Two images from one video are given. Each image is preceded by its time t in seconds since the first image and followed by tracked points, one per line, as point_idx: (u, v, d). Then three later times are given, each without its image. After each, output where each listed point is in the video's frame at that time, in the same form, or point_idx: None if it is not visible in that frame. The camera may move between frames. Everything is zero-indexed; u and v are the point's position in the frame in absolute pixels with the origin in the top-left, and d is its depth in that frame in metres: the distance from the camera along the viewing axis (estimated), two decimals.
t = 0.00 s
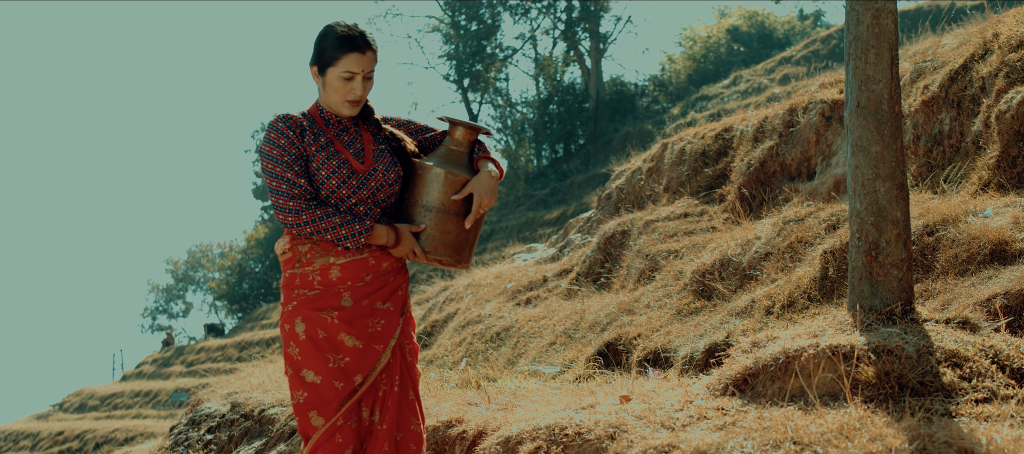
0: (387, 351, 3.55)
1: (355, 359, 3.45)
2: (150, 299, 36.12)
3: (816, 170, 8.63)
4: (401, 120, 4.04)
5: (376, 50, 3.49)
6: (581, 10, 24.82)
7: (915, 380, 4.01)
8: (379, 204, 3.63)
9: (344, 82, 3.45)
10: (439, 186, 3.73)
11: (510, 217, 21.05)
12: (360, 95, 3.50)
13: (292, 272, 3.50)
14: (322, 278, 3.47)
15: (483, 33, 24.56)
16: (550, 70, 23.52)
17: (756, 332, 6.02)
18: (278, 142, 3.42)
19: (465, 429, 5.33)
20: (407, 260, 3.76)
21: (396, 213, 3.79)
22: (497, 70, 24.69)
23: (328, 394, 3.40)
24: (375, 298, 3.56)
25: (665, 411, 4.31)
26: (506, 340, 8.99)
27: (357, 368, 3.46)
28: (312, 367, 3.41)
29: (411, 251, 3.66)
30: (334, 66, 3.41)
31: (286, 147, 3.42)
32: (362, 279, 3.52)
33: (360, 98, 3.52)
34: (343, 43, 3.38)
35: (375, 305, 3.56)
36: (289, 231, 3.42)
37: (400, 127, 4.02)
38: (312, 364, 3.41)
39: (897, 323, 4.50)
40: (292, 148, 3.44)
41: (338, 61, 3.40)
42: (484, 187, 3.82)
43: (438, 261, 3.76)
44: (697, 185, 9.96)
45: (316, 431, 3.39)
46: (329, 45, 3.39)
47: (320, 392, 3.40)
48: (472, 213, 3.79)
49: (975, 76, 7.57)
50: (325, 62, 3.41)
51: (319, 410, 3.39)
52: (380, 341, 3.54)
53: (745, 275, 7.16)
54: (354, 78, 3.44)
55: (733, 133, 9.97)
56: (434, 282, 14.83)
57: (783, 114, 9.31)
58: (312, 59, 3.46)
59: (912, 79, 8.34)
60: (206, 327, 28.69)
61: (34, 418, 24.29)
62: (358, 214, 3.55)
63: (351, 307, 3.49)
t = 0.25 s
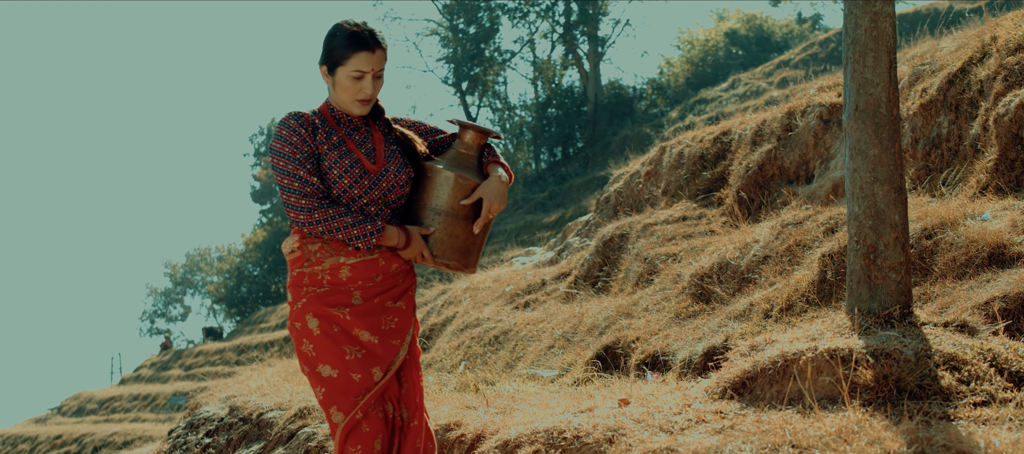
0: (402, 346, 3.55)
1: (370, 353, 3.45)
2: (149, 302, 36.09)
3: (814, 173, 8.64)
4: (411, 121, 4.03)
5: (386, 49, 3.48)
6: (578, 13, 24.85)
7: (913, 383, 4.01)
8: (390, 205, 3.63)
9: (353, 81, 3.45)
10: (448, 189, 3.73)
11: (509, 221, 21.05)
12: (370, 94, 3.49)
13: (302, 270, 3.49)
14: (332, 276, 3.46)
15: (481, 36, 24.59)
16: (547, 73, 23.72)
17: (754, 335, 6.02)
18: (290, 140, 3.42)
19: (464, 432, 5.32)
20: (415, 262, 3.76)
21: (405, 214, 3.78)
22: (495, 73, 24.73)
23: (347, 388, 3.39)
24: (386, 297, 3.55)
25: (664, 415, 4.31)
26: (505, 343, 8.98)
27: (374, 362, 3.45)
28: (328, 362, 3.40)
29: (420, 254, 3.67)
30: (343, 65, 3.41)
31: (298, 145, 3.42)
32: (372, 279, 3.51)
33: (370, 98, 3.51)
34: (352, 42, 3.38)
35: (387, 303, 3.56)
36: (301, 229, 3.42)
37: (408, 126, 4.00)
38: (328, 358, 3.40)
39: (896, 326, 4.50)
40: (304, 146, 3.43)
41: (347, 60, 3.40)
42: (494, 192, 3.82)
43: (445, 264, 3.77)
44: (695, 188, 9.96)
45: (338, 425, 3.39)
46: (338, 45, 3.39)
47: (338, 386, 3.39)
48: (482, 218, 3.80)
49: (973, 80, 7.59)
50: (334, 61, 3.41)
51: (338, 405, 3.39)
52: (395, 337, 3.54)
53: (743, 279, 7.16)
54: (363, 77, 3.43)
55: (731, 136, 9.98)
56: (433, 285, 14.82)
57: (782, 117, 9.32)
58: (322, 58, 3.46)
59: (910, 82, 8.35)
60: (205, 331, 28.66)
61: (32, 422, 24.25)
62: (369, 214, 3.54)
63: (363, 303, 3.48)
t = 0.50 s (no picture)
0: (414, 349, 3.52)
1: (381, 355, 3.41)
2: (147, 306, 36.04)
3: (813, 177, 8.65)
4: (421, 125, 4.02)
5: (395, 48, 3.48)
6: (577, 17, 24.90)
7: (912, 387, 4.01)
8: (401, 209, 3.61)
9: (364, 82, 3.44)
10: (457, 195, 3.69)
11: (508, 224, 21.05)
12: (381, 94, 3.48)
13: (311, 276, 3.49)
14: (341, 280, 3.45)
15: (479, 40, 24.60)
16: (546, 76, 23.85)
17: (752, 339, 6.02)
18: (303, 141, 3.41)
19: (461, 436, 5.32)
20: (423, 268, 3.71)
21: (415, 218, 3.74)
22: (494, 77, 24.75)
23: (359, 391, 3.35)
24: (396, 300, 3.53)
25: (662, 419, 4.31)
26: (503, 347, 8.98)
27: (386, 363, 3.41)
28: (339, 365, 3.37)
29: (429, 259, 3.62)
30: (353, 66, 3.41)
31: (311, 146, 3.41)
32: (382, 283, 3.50)
33: (380, 99, 3.50)
34: (361, 42, 3.37)
35: (397, 306, 3.53)
36: (312, 231, 3.40)
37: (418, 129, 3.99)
38: (339, 362, 3.37)
39: (894, 330, 4.51)
40: (317, 148, 3.43)
41: (357, 61, 3.39)
42: (504, 199, 3.78)
43: (453, 270, 3.70)
44: (693, 192, 9.97)
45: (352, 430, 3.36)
46: (347, 45, 3.38)
47: (350, 389, 3.36)
48: (492, 225, 3.74)
49: (971, 83, 7.59)
50: (344, 62, 3.41)
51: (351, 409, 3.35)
52: (406, 340, 3.50)
53: (741, 282, 7.17)
54: (374, 78, 3.43)
55: (730, 140, 9.98)
56: (431, 289, 14.81)
57: (780, 121, 9.33)
58: (331, 61, 3.46)
59: (908, 85, 8.36)
60: (203, 334, 28.63)
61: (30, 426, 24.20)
62: (380, 218, 3.53)
63: (372, 306, 3.45)
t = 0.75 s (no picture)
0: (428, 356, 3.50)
1: (397, 364, 3.38)
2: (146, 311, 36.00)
3: (811, 181, 8.65)
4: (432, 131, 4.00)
5: (405, 51, 3.46)
6: (575, 22, 24.96)
7: (910, 391, 4.01)
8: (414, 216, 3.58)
9: (374, 86, 3.42)
10: (470, 203, 3.68)
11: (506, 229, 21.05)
12: (392, 97, 3.45)
13: (321, 283, 3.42)
14: (354, 288, 3.40)
15: (478, 45, 24.65)
16: (544, 81, 23.96)
17: (751, 343, 6.02)
18: (316, 146, 3.36)
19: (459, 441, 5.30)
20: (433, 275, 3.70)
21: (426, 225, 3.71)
22: (492, 82, 24.80)
23: (375, 401, 3.33)
24: (409, 308, 3.50)
25: (661, 423, 4.31)
26: (502, 352, 8.97)
27: (400, 372, 3.39)
28: (355, 376, 3.33)
29: (441, 267, 3.60)
30: (362, 71, 3.40)
31: (324, 153, 3.36)
32: (395, 291, 3.46)
33: (392, 102, 3.47)
34: (370, 46, 3.36)
35: (410, 313, 3.50)
36: (325, 239, 3.34)
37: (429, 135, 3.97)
38: (355, 372, 3.33)
39: (892, 335, 4.51)
40: (330, 154, 3.37)
41: (366, 65, 3.38)
42: (517, 208, 3.77)
43: (464, 278, 3.70)
44: (692, 197, 9.98)
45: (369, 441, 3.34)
46: (356, 50, 3.38)
47: (366, 400, 3.33)
48: (504, 234, 3.74)
49: (969, 88, 7.60)
50: (353, 67, 3.40)
51: (368, 420, 3.33)
52: (420, 348, 3.48)
53: (740, 287, 7.17)
54: (384, 81, 3.41)
55: (728, 144, 9.99)
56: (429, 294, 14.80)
57: (778, 126, 9.34)
58: (341, 67, 3.45)
59: (906, 90, 8.38)
60: (201, 339, 28.59)
61: (28, 430, 24.13)
62: (394, 225, 3.49)
63: (386, 315, 3.42)
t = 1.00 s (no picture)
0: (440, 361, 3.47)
1: (407, 364, 3.35)
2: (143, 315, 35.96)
3: (808, 185, 8.66)
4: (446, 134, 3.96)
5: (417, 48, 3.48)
6: (573, 26, 25.00)
7: (907, 395, 4.01)
8: (429, 221, 3.59)
9: (387, 84, 3.43)
10: (485, 208, 3.65)
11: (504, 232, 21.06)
12: (406, 95, 3.46)
13: (334, 285, 3.42)
14: (366, 289, 3.40)
15: (475, 48, 24.66)
16: (542, 84, 24.01)
17: (748, 347, 6.02)
18: (333, 150, 3.36)
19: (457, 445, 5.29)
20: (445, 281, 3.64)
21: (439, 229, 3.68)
22: (489, 85, 24.81)
23: (386, 402, 3.30)
24: (421, 312, 3.48)
25: (658, 427, 4.31)
26: (499, 355, 8.97)
27: (412, 373, 3.36)
28: (366, 376, 3.32)
29: (454, 273, 3.56)
30: (375, 69, 3.41)
31: (341, 156, 3.36)
32: (408, 294, 3.46)
33: (406, 99, 3.48)
34: (381, 44, 3.38)
35: (422, 317, 3.49)
36: (341, 244, 3.34)
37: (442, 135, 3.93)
38: (366, 372, 3.31)
39: (890, 338, 4.51)
40: (347, 158, 3.38)
41: (378, 63, 3.39)
42: (532, 214, 3.74)
43: (476, 284, 3.63)
44: (689, 200, 9.99)
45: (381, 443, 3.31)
46: (367, 49, 3.40)
47: (377, 401, 3.30)
48: (519, 240, 3.69)
49: (966, 91, 7.62)
50: (365, 66, 3.42)
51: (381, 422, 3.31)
52: (432, 352, 3.45)
53: (737, 290, 7.17)
54: (397, 79, 3.42)
55: (725, 148, 10.00)
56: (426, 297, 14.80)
57: (775, 129, 9.35)
58: (353, 67, 3.47)
59: (904, 93, 8.40)
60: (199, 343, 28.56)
61: (25, 435, 24.08)
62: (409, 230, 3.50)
63: (398, 316, 3.41)
